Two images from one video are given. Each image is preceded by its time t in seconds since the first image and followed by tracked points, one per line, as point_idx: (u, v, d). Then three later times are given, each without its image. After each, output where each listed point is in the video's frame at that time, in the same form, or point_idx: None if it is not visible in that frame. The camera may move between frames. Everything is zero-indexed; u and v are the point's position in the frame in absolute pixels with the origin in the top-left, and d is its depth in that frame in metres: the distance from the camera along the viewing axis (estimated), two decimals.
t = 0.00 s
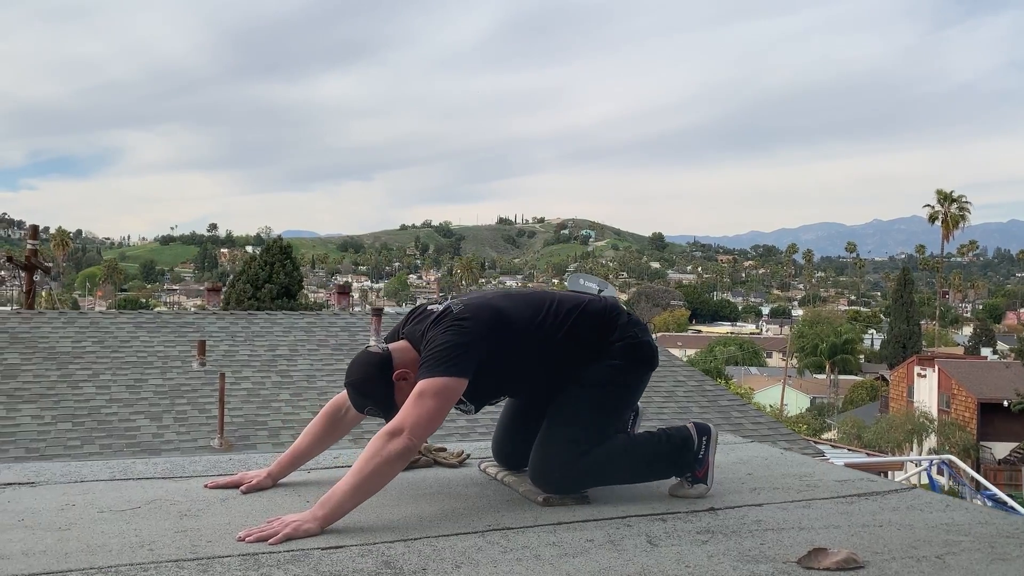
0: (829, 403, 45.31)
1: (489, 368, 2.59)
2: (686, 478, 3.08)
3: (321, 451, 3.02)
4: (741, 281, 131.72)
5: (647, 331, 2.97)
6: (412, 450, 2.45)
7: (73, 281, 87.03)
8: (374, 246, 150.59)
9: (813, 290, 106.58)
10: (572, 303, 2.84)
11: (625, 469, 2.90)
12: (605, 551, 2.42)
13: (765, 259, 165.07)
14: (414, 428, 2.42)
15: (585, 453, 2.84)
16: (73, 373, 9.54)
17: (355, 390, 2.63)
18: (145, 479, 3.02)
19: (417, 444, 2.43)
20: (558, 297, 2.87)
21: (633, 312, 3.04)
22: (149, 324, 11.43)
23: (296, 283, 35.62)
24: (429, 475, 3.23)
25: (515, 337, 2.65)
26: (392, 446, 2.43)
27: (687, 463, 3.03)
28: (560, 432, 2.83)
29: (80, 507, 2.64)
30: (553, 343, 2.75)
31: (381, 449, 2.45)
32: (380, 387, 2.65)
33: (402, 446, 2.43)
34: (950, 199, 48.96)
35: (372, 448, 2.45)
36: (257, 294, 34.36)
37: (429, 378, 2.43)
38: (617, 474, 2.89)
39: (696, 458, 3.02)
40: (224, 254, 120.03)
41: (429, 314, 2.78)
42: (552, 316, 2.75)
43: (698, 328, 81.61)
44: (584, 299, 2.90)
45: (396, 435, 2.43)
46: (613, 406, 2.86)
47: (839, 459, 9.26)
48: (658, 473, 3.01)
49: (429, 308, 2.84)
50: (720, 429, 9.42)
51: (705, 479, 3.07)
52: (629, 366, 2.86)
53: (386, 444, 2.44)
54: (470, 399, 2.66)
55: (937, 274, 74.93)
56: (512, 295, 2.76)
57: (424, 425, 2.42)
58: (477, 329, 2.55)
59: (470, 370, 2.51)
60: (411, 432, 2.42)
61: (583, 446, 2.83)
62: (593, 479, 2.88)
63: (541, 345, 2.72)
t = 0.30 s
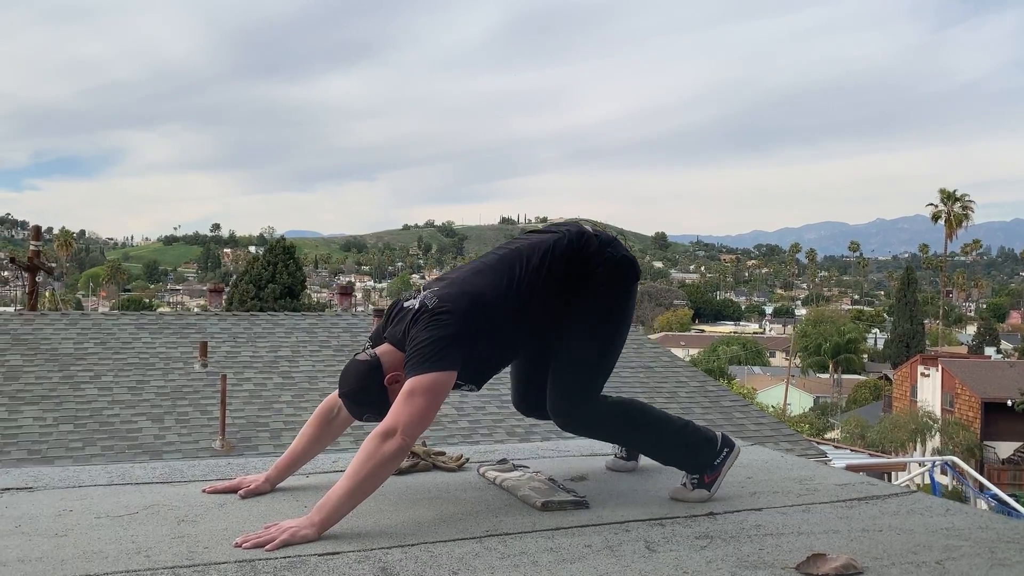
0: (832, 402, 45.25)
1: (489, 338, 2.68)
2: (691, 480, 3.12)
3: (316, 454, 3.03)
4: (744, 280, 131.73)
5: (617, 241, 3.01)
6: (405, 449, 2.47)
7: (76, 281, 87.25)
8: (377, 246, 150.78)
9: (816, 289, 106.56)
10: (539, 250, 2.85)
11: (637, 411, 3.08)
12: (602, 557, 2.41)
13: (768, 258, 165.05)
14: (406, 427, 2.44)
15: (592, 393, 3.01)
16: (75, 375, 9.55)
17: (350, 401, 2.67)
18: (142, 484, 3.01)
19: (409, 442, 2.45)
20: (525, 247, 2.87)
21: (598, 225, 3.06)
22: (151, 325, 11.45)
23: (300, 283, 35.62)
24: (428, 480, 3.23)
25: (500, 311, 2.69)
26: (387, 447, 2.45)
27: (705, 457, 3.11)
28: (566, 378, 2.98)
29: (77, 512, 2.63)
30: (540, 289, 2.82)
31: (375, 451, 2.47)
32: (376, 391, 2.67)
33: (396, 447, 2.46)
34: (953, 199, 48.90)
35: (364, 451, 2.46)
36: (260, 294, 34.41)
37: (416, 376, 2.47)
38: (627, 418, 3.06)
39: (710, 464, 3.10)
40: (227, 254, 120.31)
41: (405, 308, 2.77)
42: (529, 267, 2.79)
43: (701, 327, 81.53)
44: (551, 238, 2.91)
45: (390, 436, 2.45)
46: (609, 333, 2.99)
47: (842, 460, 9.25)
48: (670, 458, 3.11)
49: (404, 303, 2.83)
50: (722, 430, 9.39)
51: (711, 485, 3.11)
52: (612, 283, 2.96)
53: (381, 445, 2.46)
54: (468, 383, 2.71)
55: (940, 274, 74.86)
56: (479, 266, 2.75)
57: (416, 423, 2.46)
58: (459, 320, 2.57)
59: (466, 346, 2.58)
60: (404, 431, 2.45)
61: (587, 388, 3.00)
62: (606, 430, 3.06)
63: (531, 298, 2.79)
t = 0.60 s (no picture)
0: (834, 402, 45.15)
1: (484, 333, 2.71)
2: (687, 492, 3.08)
3: (301, 468, 2.99)
4: (747, 280, 131.62)
5: (569, 197, 3.00)
6: (389, 467, 2.44)
7: (79, 281, 87.45)
8: (380, 246, 150.81)
9: (819, 288, 106.45)
10: (498, 242, 2.85)
11: (666, 367, 3.10)
12: None
13: (771, 258, 164.91)
14: (391, 445, 2.41)
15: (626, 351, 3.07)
16: (71, 379, 9.53)
17: (340, 420, 2.65)
18: (123, 497, 2.98)
19: (392, 461, 2.42)
20: (484, 242, 2.86)
21: (544, 189, 3.03)
22: (149, 328, 11.43)
23: (302, 283, 35.61)
24: (414, 492, 3.19)
25: (483, 315, 2.71)
26: (370, 464, 2.41)
27: (705, 478, 3.07)
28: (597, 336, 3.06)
29: (54, 527, 2.61)
30: (514, 272, 2.84)
31: (356, 468, 2.43)
32: (363, 411, 2.65)
33: (379, 464, 2.42)
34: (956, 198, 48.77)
35: (344, 470, 2.42)
36: (262, 294, 34.44)
37: (399, 394, 2.44)
38: (659, 375, 3.09)
39: (711, 482, 3.07)
40: (230, 253, 120.40)
41: (384, 328, 2.76)
42: (496, 261, 2.80)
43: (704, 327, 81.44)
44: (502, 225, 2.90)
45: (373, 454, 2.42)
46: (609, 291, 3.03)
47: (841, 464, 9.21)
48: (682, 459, 3.11)
49: (386, 321, 2.82)
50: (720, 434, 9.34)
51: (712, 501, 3.05)
52: (582, 241, 2.97)
53: (364, 462, 2.42)
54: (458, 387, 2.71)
55: (943, 273, 74.68)
56: (448, 278, 2.75)
57: (400, 440, 2.42)
58: (442, 332, 2.57)
59: (459, 345, 2.61)
60: (388, 450, 2.42)
61: (618, 343, 3.05)
62: (642, 388, 3.11)
63: (507, 283, 2.81)
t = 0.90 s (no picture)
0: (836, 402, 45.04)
1: (476, 346, 2.65)
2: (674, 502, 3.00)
3: (281, 479, 2.92)
4: (749, 279, 131.53)
5: (561, 204, 2.92)
6: (370, 482, 2.37)
7: (81, 280, 87.43)
8: (381, 245, 150.73)
9: (821, 287, 106.29)
10: (489, 255, 2.78)
11: (668, 370, 3.03)
12: None
13: (772, 256, 164.75)
14: (372, 461, 2.34)
15: (628, 352, 3.00)
16: (64, 381, 9.47)
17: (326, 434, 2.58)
18: (96, 506, 2.93)
19: (373, 478, 2.35)
20: (475, 255, 2.79)
21: (534, 196, 2.94)
22: (144, 329, 11.36)
23: (302, 282, 35.51)
24: (394, 501, 3.13)
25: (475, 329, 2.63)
26: (350, 480, 2.35)
27: (700, 485, 2.99)
28: (599, 337, 2.99)
29: (21, 539, 2.55)
30: (505, 285, 2.76)
31: (336, 482, 2.36)
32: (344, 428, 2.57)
33: (359, 479, 2.35)
34: (958, 197, 48.64)
35: (324, 485, 2.35)
36: (263, 293, 34.36)
37: (383, 410, 2.38)
38: (663, 375, 3.01)
39: (703, 494, 2.98)
40: (232, 252, 120.37)
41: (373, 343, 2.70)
42: (487, 275, 2.74)
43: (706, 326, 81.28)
44: (493, 237, 2.82)
45: (354, 469, 2.35)
46: (609, 295, 2.95)
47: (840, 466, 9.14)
48: (677, 468, 3.02)
49: (376, 335, 2.76)
50: (717, 436, 9.27)
51: (699, 511, 2.97)
52: (576, 249, 2.89)
53: (343, 477, 2.36)
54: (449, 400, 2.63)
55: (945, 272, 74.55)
56: (439, 293, 2.68)
57: (383, 456, 2.36)
58: (430, 348, 2.50)
59: (450, 360, 2.54)
60: (369, 466, 2.34)
61: (621, 347, 2.99)
62: (643, 388, 3.03)
63: (501, 294, 2.75)
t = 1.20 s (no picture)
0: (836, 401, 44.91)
1: (453, 337, 2.54)
2: (660, 499, 2.89)
3: (253, 476, 2.82)
4: (750, 279, 131.42)
5: (543, 188, 2.80)
6: (339, 478, 2.27)
7: (81, 279, 87.41)
8: (382, 245, 150.65)
9: (821, 286, 106.19)
10: (467, 242, 2.67)
11: (653, 361, 2.92)
12: None
13: (773, 256, 164.63)
14: (340, 456, 2.24)
15: (612, 342, 2.89)
16: (53, 378, 9.38)
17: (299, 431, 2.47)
18: (61, 504, 2.83)
19: (342, 472, 2.25)
20: (454, 242, 2.68)
21: (515, 181, 2.83)
22: (136, 326, 11.27)
23: (302, 281, 35.36)
24: (371, 498, 3.03)
25: (452, 320, 2.53)
26: (316, 474, 2.24)
27: (686, 481, 2.88)
28: (582, 326, 2.89)
29: None
30: (484, 273, 2.66)
31: (303, 478, 2.26)
32: (316, 422, 2.48)
33: (328, 475, 2.25)
34: (959, 196, 48.51)
35: (290, 480, 2.24)
36: (262, 292, 34.23)
37: (353, 401, 2.28)
38: (646, 365, 2.91)
39: (691, 490, 2.87)
40: (232, 252, 120.27)
41: (348, 334, 2.60)
42: (465, 264, 2.62)
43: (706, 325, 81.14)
44: (472, 223, 2.71)
45: (321, 463, 2.25)
46: (592, 283, 2.84)
47: (837, 464, 9.03)
48: (663, 463, 2.92)
49: (351, 326, 2.65)
50: (714, 434, 9.16)
51: (685, 508, 2.87)
52: (558, 235, 2.78)
53: (310, 472, 2.25)
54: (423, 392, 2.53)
55: (946, 272, 74.44)
56: (414, 281, 2.58)
57: (353, 451, 2.26)
58: (404, 338, 2.39)
59: (425, 351, 2.44)
60: (337, 459, 2.24)
61: (604, 338, 2.88)
62: (628, 379, 2.94)
63: (480, 282, 2.65)
